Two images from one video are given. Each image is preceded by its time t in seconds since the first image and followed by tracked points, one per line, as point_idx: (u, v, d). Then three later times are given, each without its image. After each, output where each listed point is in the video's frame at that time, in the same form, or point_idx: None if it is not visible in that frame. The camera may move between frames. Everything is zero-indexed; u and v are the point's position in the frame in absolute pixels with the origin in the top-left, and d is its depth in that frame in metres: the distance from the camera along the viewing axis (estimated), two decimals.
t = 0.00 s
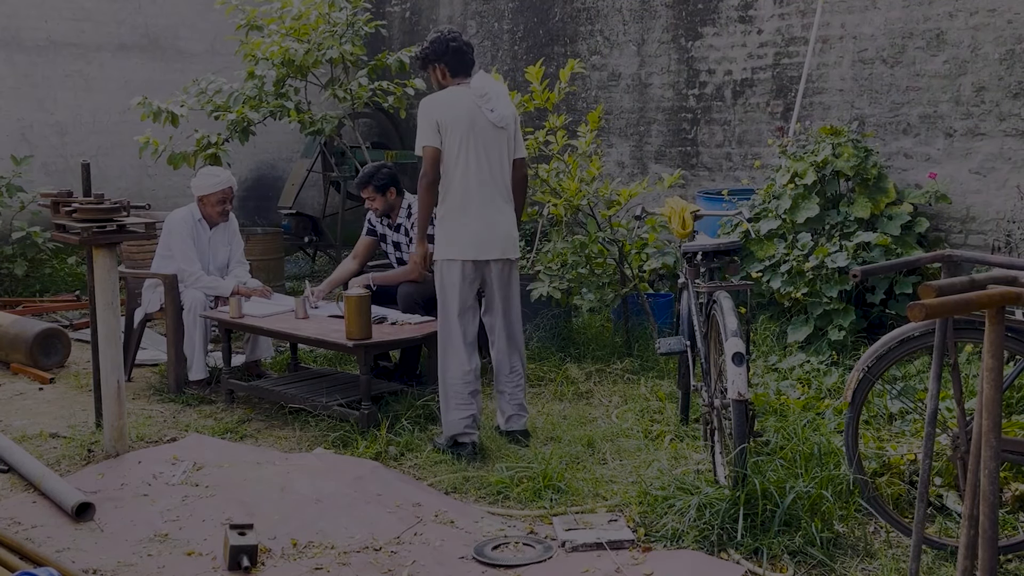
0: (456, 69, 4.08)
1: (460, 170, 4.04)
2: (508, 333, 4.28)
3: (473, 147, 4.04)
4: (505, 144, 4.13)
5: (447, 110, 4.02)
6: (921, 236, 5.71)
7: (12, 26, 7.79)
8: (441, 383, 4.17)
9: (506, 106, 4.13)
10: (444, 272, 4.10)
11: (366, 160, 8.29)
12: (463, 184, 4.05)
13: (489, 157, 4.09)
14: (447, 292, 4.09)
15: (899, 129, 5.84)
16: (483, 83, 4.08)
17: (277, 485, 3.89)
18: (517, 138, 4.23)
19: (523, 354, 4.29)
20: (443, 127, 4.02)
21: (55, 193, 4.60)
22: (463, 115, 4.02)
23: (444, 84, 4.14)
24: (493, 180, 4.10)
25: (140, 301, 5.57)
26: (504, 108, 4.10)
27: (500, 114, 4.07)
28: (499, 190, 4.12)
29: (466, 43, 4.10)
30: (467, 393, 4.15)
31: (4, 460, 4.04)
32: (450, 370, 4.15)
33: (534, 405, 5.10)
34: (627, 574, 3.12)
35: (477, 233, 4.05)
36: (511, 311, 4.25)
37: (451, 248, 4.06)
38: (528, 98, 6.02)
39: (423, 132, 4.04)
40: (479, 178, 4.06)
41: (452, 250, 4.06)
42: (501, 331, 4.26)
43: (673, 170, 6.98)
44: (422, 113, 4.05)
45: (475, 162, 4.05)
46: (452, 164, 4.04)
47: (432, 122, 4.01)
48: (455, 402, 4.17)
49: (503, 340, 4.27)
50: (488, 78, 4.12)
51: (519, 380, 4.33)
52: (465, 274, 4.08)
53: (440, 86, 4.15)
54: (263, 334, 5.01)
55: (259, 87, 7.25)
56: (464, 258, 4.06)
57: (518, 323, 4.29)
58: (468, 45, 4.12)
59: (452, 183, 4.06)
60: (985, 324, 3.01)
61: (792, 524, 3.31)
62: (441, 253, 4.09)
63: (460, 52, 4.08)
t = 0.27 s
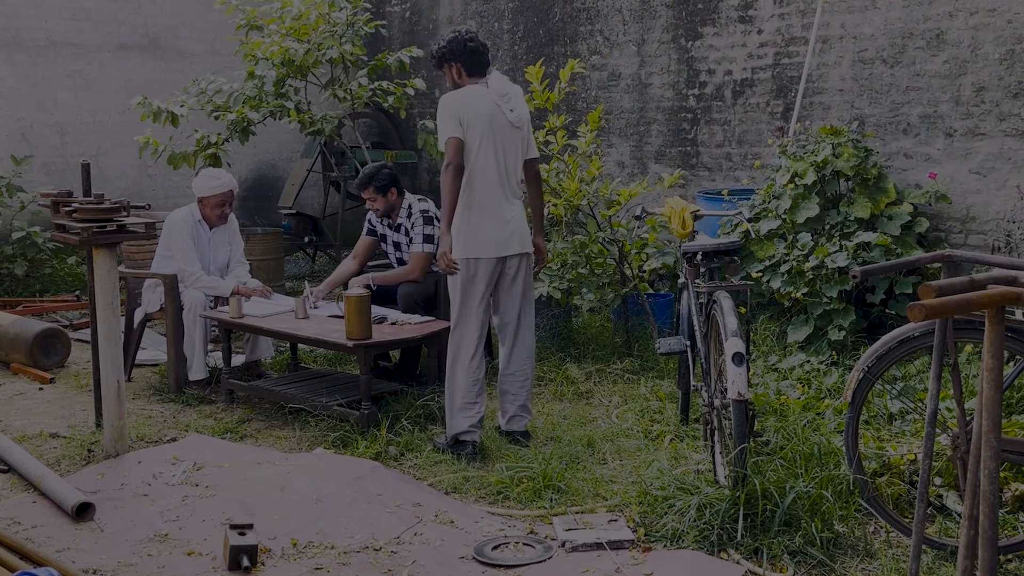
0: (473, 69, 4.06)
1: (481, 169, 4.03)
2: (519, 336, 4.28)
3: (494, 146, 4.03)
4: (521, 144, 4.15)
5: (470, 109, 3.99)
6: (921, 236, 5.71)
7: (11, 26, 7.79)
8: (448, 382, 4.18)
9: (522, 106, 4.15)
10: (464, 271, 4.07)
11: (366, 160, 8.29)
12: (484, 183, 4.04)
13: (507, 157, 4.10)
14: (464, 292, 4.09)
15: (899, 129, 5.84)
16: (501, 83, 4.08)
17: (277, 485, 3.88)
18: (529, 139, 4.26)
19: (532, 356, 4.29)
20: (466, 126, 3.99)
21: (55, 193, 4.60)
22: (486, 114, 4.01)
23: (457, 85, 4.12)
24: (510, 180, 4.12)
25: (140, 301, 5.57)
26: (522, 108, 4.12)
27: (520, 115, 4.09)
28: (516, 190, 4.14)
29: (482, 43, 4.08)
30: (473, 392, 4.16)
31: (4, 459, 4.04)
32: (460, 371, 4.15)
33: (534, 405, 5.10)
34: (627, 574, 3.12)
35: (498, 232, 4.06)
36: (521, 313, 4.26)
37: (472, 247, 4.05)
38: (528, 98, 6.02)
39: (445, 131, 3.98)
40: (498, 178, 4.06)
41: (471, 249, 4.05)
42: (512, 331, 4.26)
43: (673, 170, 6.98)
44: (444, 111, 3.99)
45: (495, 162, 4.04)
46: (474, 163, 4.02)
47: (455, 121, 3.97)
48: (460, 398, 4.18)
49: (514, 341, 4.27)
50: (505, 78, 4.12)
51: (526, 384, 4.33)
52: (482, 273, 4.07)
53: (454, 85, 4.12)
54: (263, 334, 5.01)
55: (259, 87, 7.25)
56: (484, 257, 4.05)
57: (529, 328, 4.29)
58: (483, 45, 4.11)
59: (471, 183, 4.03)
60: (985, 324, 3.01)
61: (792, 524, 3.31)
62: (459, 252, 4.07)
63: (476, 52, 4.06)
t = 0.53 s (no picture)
0: (485, 71, 4.07)
1: (499, 169, 4.02)
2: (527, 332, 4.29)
3: (513, 146, 4.04)
4: (531, 143, 4.19)
5: (492, 109, 3.97)
6: (922, 236, 5.71)
7: (12, 26, 7.79)
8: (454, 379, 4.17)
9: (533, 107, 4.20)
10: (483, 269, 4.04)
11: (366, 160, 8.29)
12: (502, 183, 4.03)
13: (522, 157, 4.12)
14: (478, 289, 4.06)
15: (899, 129, 5.84)
16: (513, 83, 4.11)
17: (277, 485, 3.88)
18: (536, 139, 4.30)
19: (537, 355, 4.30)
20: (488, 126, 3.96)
21: (55, 193, 4.60)
22: (506, 114, 4.01)
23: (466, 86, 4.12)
24: (523, 179, 4.14)
25: (140, 301, 5.58)
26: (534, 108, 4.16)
27: (533, 115, 4.13)
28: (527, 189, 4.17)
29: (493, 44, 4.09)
30: (479, 389, 4.17)
31: (4, 459, 4.04)
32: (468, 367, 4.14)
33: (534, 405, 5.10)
34: (627, 574, 3.12)
35: (515, 231, 4.07)
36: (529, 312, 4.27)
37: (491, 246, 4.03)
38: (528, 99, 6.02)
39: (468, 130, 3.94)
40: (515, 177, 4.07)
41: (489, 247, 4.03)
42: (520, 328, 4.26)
43: (673, 170, 6.98)
44: (467, 110, 3.95)
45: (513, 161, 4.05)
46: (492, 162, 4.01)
47: (477, 120, 3.94)
48: (466, 396, 4.18)
49: (522, 338, 4.27)
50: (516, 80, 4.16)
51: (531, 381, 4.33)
52: (498, 271, 4.06)
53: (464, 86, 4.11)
54: (263, 334, 5.01)
55: (259, 87, 7.25)
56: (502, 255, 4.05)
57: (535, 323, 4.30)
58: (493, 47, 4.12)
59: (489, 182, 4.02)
60: (985, 324, 3.01)
61: (792, 524, 3.31)
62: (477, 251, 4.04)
63: (488, 54, 4.06)
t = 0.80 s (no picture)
0: (486, 71, 4.07)
1: (499, 169, 4.02)
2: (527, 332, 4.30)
3: (513, 146, 4.04)
4: (532, 143, 4.19)
5: (493, 109, 3.97)
6: (921, 236, 5.71)
7: (11, 26, 7.79)
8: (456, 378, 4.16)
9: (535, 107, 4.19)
10: (484, 269, 4.05)
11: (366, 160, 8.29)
12: (502, 183, 4.04)
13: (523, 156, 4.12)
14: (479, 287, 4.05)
15: (899, 129, 5.84)
16: (515, 83, 4.11)
17: (277, 485, 3.88)
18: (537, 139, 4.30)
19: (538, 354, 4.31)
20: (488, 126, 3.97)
21: (55, 193, 4.60)
22: (506, 114, 4.01)
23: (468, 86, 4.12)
24: (524, 179, 4.14)
25: (140, 301, 5.58)
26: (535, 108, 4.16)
27: (534, 115, 4.13)
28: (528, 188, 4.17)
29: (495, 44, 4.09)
30: (480, 386, 4.17)
31: (5, 459, 4.04)
32: (471, 364, 4.13)
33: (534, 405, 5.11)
34: (627, 574, 3.12)
35: (516, 230, 4.07)
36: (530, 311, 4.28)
37: (492, 245, 4.03)
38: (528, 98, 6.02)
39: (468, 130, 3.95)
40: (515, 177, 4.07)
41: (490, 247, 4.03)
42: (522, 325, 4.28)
43: (673, 170, 6.98)
44: (467, 111, 3.96)
45: (513, 161, 4.05)
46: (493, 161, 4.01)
47: (477, 120, 3.94)
48: (468, 394, 4.17)
49: (523, 335, 4.28)
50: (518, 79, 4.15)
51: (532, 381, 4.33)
52: (499, 270, 4.06)
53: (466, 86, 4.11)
54: (263, 334, 5.01)
55: (259, 87, 7.25)
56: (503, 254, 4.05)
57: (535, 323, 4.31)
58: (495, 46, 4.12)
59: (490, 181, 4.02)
60: (985, 324, 3.01)
61: (792, 524, 3.32)
62: (478, 250, 4.04)
63: (489, 54, 4.06)
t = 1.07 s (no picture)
0: (476, 71, 4.07)
1: (483, 169, 4.03)
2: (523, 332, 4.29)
3: (497, 146, 4.03)
4: (523, 144, 4.16)
5: (474, 110, 3.99)
6: (921, 236, 5.71)
7: (11, 26, 7.79)
8: (453, 379, 4.16)
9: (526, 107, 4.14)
10: (467, 270, 4.06)
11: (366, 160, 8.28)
12: (487, 184, 4.04)
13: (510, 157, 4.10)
14: (464, 288, 4.07)
15: (899, 129, 5.84)
16: (504, 83, 4.08)
17: (277, 485, 3.88)
18: (530, 139, 4.26)
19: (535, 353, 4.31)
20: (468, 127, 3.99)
21: (55, 193, 4.60)
22: (489, 115, 4.00)
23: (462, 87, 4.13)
24: (513, 180, 4.12)
25: (140, 301, 5.58)
26: (525, 108, 4.11)
27: (522, 116, 4.09)
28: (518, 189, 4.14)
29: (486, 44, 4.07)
30: (480, 388, 4.17)
31: (5, 459, 4.04)
32: (467, 366, 4.13)
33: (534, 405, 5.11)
34: (627, 574, 3.12)
35: (501, 232, 4.06)
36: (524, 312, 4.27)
37: (475, 247, 4.04)
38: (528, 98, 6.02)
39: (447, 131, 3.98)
40: (501, 177, 4.05)
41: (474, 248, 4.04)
42: (516, 324, 4.26)
43: (673, 170, 6.98)
44: (447, 111, 3.99)
45: (497, 162, 4.04)
46: (476, 163, 4.01)
47: (457, 121, 3.97)
48: (468, 396, 4.17)
49: (519, 335, 4.27)
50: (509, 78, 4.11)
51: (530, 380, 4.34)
52: (485, 272, 4.07)
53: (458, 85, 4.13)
54: (263, 334, 5.01)
55: (259, 87, 7.25)
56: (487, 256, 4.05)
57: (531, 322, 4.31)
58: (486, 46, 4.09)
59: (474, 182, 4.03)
60: (985, 324, 3.01)
61: (792, 524, 3.32)
62: (462, 251, 4.07)
63: (479, 54, 4.04)
